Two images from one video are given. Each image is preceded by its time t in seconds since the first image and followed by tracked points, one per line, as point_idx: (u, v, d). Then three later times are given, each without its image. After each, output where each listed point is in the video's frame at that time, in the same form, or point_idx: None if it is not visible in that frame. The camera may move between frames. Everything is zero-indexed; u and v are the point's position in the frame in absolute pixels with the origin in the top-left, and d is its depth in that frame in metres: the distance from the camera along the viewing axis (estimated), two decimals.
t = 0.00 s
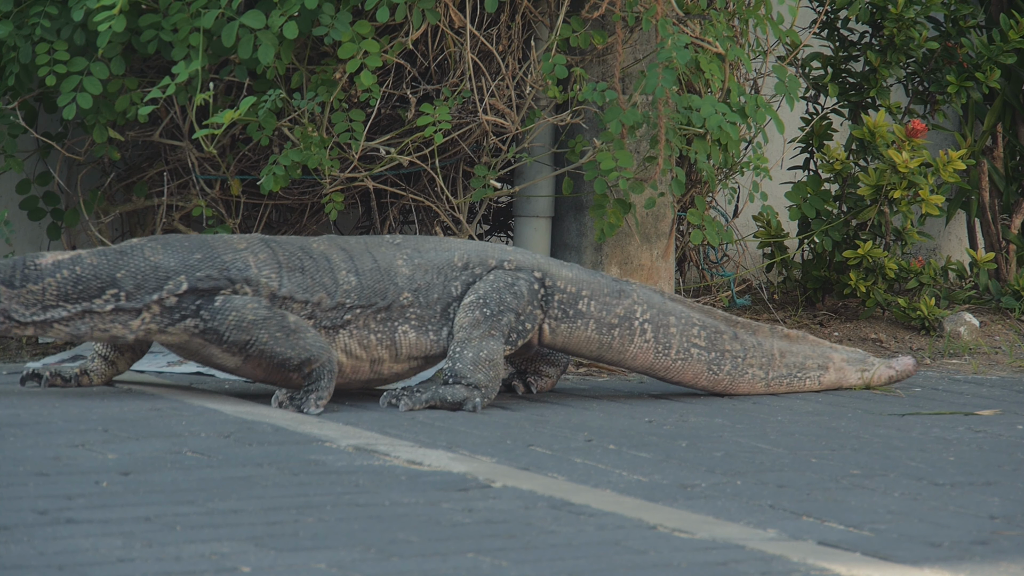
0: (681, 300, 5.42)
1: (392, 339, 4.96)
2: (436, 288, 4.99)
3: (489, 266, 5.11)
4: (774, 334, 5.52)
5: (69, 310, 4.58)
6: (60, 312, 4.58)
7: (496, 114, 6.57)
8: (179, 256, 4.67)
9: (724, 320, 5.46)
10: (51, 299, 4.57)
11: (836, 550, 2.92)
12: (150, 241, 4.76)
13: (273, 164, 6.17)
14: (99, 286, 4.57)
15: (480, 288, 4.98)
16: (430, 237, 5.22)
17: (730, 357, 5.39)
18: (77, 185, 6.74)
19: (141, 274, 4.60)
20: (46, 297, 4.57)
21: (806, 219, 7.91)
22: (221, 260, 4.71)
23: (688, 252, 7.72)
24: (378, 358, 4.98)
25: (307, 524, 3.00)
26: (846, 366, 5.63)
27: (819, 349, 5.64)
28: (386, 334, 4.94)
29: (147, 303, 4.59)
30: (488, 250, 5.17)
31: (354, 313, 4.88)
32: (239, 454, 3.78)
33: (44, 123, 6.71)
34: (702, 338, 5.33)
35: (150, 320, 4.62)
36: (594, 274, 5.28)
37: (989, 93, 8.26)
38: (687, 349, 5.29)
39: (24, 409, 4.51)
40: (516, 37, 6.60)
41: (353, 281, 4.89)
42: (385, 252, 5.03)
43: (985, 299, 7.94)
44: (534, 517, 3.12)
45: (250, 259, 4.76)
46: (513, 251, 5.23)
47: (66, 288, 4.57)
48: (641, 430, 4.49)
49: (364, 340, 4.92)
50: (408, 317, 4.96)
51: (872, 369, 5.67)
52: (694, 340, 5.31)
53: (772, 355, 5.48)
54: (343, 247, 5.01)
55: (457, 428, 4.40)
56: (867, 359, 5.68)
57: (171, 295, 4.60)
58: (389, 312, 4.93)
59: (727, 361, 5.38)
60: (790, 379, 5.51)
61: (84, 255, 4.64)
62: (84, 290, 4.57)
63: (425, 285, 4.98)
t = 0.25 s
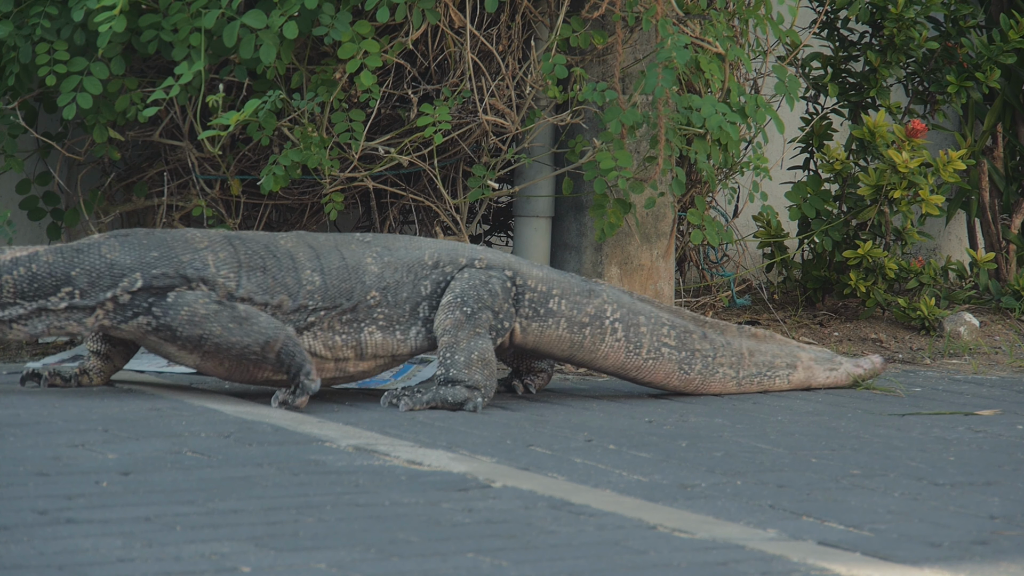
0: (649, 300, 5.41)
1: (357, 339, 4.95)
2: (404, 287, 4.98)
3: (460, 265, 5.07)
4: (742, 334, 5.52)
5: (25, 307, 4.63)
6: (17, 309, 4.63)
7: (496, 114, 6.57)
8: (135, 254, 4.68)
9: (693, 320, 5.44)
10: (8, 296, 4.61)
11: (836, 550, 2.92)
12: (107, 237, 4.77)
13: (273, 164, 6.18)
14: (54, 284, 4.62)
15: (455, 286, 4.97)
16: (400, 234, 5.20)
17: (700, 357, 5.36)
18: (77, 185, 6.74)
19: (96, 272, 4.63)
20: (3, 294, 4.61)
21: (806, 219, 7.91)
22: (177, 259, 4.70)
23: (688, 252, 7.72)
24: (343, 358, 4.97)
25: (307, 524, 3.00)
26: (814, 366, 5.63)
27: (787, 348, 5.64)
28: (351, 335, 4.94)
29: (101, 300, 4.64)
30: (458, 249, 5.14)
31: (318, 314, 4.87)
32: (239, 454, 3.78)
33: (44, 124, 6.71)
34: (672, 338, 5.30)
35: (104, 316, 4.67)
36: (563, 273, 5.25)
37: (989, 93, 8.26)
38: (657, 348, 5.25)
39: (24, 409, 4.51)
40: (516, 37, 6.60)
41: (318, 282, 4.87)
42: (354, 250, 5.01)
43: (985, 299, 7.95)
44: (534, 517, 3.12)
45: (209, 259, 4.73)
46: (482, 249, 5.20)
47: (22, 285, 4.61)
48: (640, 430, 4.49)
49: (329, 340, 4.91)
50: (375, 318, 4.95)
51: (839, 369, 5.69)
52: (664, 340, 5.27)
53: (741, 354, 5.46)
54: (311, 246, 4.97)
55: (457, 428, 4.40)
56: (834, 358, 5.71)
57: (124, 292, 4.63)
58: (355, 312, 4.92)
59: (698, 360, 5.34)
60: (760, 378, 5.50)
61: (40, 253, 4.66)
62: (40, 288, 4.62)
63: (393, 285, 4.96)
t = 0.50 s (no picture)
0: (621, 302, 5.44)
1: (332, 338, 4.90)
2: (380, 286, 4.95)
3: (436, 265, 5.05)
4: (721, 333, 5.54)
5: None
6: None
7: (496, 114, 6.57)
8: (95, 246, 4.64)
9: (667, 321, 5.46)
10: None
11: (836, 550, 2.92)
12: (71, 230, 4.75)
13: (273, 164, 6.18)
14: (15, 276, 4.59)
15: (435, 287, 4.96)
16: (375, 234, 5.17)
17: (676, 356, 5.37)
18: (77, 185, 6.74)
19: (55, 264, 4.60)
20: None
21: (806, 219, 7.91)
22: (137, 252, 4.66)
23: (688, 252, 7.71)
24: (317, 357, 4.91)
25: (307, 524, 3.00)
26: (800, 364, 5.63)
27: (771, 347, 5.65)
28: (325, 334, 4.88)
29: (58, 292, 4.60)
30: (434, 249, 5.12)
31: (291, 312, 4.82)
32: (239, 454, 3.79)
33: (44, 124, 6.70)
34: (645, 337, 5.30)
35: (61, 308, 4.63)
36: (535, 274, 5.25)
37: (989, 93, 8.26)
38: (630, 347, 5.25)
39: (24, 409, 4.51)
40: (516, 37, 6.60)
41: (290, 280, 4.83)
42: (329, 250, 4.98)
43: (985, 299, 7.95)
44: (534, 517, 3.12)
45: (169, 254, 4.70)
46: (457, 250, 5.19)
47: None
48: (640, 430, 4.49)
49: (302, 338, 4.85)
50: (350, 317, 4.91)
51: (827, 367, 5.70)
52: (637, 339, 5.28)
53: (720, 352, 5.47)
54: (284, 244, 4.94)
55: (457, 428, 4.40)
56: (821, 356, 5.72)
57: (78, 282, 4.59)
58: (330, 311, 4.88)
59: (673, 359, 5.35)
60: (742, 377, 5.51)
61: (4, 245, 4.65)
62: None
63: (369, 284, 4.93)
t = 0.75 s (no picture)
0: (594, 300, 5.38)
1: (306, 339, 4.86)
2: (357, 287, 4.91)
3: (414, 265, 5.02)
4: (699, 333, 5.49)
5: None
6: None
7: (496, 114, 6.56)
8: (54, 248, 4.68)
9: (641, 319, 5.41)
10: None
11: (836, 550, 2.92)
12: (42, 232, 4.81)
13: (273, 164, 6.18)
14: None
15: (420, 289, 4.92)
16: (353, 234, 5.14)
17: (648, 355, 5.31)
18: (77, 185, 6.74)
19: (16, 266, 4.66)
20: None
21: (806, 219, 7.91)
22: (93, 258, 4.68)
23: (688, 252, 7.71)
24: (290, 357, 4.88)
25: (307, 524, 3.00)
26: (782, 364, 5.57)
27: (752, 348, 5.59)
28: (299, 335, 4.85)
29: (16, 295, 4.65)
30: (411, 249, 5.09)
31: (262, 314, 4.78)
32: (239, 454, 3.78)
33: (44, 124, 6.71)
34: (618, 336, 5.24)
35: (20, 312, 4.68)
36: (509, 272, 5.21)
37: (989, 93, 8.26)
38: (602, 346, 5.19)
39: (24, 409, 4.51)
40: (516, 37, 6.60)
41: (259, 284, 4.79)
42: (304, 251, 4.94)
43: (985, 299, 7.95)
44: (534, 517, 3.12)
45: (125, 260, 4.70)
46: (435, 249, 5.15)
47: None
48: (640, 430, 4.48)
49: (275, 340, 4.82)
50: (326, 319, 4.87)
51: (811, 367, 5.61)
52: (609, 337, 5.22)
53: (696, 352, 5.42)
54: (256, 247, 4.90)
55: (457, 428, 4.40)
56: (806, 356, 5.64)
57: (31, 283, 4.62)
58: (304, 313, 4.84)
59: (646, 358, 5.29)
60: (719, 377, 5.45)
61: None
62: None
63: (346, 286, 4.89)
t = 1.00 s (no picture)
0: (560, 298, 5.40)
1: (276, 346, 4.79)
2: (331, 291, 4.84)
3: (391, 267, 4.97)
4: (669, 333, 5.54)
5: None
6: None
7: (496, 114, 6.56)
8: (15, 257, 4.63)
9: (608, 318, 5.43)
10: None
11: (836, 550, 2.92)
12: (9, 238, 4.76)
13: (273, 164, 6.18)
14: None
15: (407, 293, 4.88)
16: (327, 236, 5.07)
17: (614, 352, 5.32)
18: (77, 185, 6.74)
19: None
20: None
21: (806, 219, 7.90)
22: (51, 269, 4.62)
23: (688, 252, 7.71)
24: (259, 364, 4.81)
25: (307, 524, 3.00)
26: (756, 365, 5.57)
27: (725, 348, 5.61)
28: (268, 341, 4.77)
29: None
30: (386, 250, 5.03)
31: (229, 322, 4.70)
32: (239, 454, 3.79)
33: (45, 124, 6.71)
34: (583, 332, 5.26)
35: None
36: (477, 270, 5.21)
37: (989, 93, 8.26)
38: (568, 342, 5.20)
39: (24, 409, 4.51)
40: (516, 37, 6.60)
41: (225, 292, 4.72)
42: (275, 256, 4.86)
43: (985, 299, 7.95)
44: (534, 517, 3.12)
45: (82, 272, 4.63)
46: (409, 249, 5.11)
47: None
48: (640, 430, 4.48)
49: (242, 347, 4.75)
50: (297, 325, 4.79)
51: (787, 368, 5.60)
52: (575, 333, 5.23)
53: (664, 351, 5.44)
54: (225, 253, 4.82)
55: (457, 428, 4.40)
56: (782, 357, 5.64)
57: None
58: (275, 320, 4.76)
59: (612, 355, 5.30)
60: (688, 376, 5.46)
61: None
62: None
63: (319, 290, 4.82)
